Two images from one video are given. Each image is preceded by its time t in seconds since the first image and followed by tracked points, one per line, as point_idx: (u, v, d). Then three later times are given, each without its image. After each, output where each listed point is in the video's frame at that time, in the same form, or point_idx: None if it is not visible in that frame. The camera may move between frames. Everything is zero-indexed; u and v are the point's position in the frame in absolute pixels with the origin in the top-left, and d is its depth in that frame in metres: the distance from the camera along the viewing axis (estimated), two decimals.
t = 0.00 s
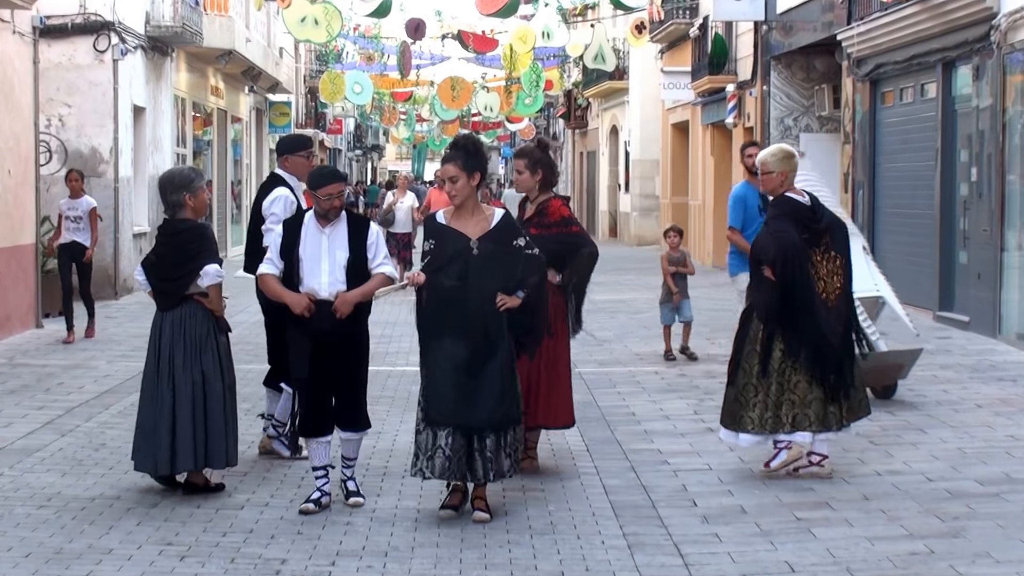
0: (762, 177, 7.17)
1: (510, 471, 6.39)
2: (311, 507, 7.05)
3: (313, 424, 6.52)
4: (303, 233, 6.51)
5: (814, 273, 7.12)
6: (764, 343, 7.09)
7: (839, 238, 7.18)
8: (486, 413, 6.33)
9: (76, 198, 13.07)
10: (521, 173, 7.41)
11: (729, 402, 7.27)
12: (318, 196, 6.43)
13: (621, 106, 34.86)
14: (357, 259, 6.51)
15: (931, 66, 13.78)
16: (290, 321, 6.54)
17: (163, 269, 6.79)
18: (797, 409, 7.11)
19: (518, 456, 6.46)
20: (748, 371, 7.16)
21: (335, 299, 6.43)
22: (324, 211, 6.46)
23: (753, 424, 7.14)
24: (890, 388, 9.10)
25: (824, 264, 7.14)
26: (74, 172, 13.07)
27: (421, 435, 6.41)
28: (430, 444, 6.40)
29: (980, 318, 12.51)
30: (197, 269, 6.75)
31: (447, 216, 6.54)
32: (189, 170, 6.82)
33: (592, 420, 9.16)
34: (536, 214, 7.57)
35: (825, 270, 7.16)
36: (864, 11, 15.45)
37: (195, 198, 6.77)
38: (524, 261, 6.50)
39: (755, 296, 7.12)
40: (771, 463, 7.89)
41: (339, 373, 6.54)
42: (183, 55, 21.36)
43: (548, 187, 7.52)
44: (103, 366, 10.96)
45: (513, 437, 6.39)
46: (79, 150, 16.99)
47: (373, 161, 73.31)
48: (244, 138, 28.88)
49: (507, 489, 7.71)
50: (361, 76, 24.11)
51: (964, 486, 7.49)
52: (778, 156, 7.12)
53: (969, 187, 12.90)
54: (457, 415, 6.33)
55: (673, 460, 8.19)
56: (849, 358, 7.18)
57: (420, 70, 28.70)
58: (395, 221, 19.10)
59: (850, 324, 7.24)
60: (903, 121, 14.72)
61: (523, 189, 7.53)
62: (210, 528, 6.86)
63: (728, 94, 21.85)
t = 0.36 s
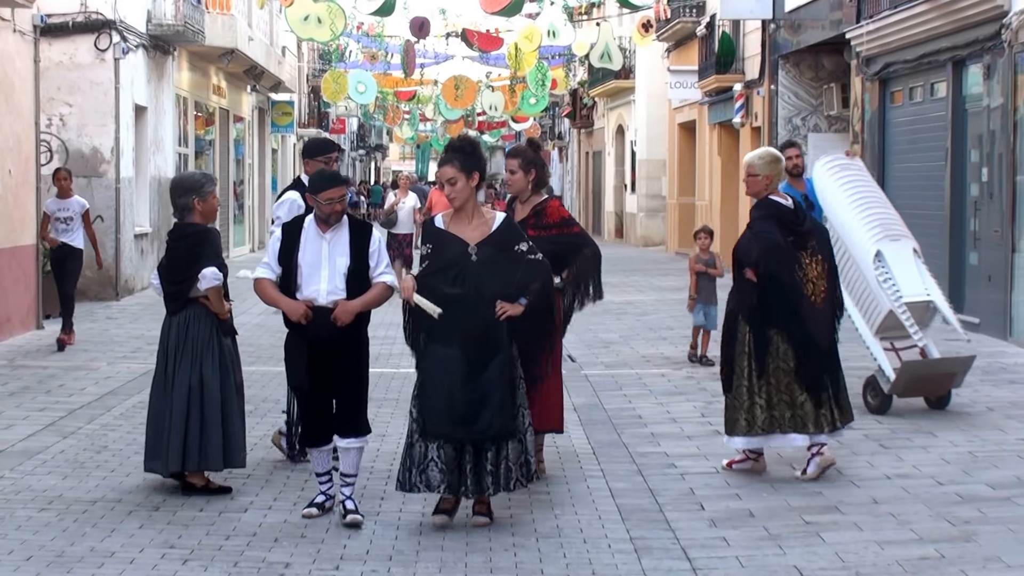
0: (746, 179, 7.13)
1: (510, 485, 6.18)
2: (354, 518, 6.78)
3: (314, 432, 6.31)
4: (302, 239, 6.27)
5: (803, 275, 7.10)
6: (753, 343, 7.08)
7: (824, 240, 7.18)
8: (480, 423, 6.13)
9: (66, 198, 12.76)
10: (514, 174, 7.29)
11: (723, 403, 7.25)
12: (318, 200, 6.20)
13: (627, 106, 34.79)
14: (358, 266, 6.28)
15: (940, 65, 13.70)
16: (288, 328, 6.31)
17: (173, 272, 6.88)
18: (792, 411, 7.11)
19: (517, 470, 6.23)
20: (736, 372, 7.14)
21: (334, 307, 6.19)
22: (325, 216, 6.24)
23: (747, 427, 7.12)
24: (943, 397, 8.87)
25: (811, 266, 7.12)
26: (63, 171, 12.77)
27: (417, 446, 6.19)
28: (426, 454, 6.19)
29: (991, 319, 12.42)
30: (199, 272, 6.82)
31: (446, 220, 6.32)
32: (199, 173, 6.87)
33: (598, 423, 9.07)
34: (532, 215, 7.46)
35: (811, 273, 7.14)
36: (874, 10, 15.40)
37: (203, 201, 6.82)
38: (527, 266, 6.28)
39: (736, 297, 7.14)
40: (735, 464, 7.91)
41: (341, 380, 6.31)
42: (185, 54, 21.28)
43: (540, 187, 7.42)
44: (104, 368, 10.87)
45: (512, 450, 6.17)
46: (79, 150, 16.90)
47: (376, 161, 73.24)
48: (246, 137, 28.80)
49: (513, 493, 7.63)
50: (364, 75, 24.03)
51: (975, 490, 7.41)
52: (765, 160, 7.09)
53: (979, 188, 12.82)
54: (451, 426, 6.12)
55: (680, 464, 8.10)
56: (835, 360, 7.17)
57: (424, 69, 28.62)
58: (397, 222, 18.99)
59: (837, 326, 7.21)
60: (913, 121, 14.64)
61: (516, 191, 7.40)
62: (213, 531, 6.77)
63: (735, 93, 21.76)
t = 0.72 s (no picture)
0: (733, 175, 7.16)
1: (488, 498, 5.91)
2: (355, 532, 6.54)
3: (308, 441, 6.14)
4: (314, 239, 6.07)
5: (780, 272, 7.08)
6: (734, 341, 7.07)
7: (807, 236, 7.14)
8: (455, 436, 5.85)
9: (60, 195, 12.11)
10: (503, 172, 7.18)
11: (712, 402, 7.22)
12: (329, 198, 5.98)
13: (633, 105, 34.73)
14: (372, 268, 6.04)
15: (950, 64, 13.65)
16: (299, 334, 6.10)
17: (179, 269, 6.81)
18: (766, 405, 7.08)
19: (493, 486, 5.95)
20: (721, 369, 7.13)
21: (347, 310, 5.96)
22: (338, 216, 6.01)
23: (724, 423, 7.07)
24: (999, 407, 8.59)
25: (790, 263, 7.09)
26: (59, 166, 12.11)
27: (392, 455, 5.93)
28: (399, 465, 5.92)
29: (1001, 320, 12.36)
30: (202, 270, 6.74)
31: (428, 223, 6.05)
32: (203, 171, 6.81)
33: (605, 425, 9.01)
34: (526, 215, 7.31)
35: (792, 270, 7.11)
36: (883, 8, 15.34)
37: (209, 199, 6.79)
38: (512, 273, 6.01)
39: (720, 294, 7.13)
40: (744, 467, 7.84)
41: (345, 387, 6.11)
42: (188, 53, 21.22)
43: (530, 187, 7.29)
44: (107, 368, 10.81)
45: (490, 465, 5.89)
46: (82, 149, 16.84)
47: (381, 161, 73.22)
48: (250, 137, 28.77)
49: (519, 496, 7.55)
50: (369, 74, 23.97)
51: (985, 493, 7.34)
52: (754, 157, 7.11)
53: (990, 188, 12.76)
54: (425, 437, 5.85)
55: (689, 467, 8.03)
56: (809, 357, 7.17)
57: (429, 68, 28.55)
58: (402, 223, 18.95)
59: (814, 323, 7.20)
60: (922, 120, 14.58)
61: (507, 190, 7.28)
62: (218, 533, 6.70)
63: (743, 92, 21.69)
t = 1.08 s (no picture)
0: (723, 177, 7.12)
1: (467, 505, 5.52)
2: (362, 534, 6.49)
3: (309, 445, 5.93)
4: (312, 241, 5.91)
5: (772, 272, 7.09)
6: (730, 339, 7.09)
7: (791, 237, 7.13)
8: (437, 435, 5.52)
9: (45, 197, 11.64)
10: (485, 170, 6.92)
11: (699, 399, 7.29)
12: (325, 197, 5.80)
13: (642, 104, 34.63)
14: (368, 270, 5.86)
15: (961, 62, 13.62)
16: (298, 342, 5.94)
17: (187, 264, 6.91)
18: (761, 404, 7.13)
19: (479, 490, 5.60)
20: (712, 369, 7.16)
21: (341, 313, 5.78)
22: (335, 215, 5.84)
23: (724, 424, 7.14)
24: None
25: (779, 264, 7.10)
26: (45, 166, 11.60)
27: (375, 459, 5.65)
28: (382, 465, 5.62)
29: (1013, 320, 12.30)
30: (220, 266, 6.88)
31: (418, 219, 5.76)
32: (216, 166, 6.84)
33: (614, 426, 8.96)
34: (512, 215, 7.00)
35: (779, 269, 7.12)
36: (894, 7, 15.29)
37: (219, 194, 6.81)
38: (505, 267, 5.67)
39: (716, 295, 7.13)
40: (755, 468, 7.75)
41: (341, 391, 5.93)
42: (194, 51, 21.18)
43: (512, 189, 7.03)
44: (112, 369, 10.76)
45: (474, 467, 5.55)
46: (86, 148, 16.78)
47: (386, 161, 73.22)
48: (256, 136, 28.75)
49: (527, 497, 7.48)
50: (374, 73, 23.93)
51: (997, 496, 7.25)
52: (743, 161, 7.07)
53: (1002, 187, 12.71)
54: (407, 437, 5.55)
55: (699, 469, 7.96)
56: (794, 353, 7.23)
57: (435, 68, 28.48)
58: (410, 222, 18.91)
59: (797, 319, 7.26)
60: (933, 118, 14.54)
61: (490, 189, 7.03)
62: (224, 535, 6.65)
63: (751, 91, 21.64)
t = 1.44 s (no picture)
0: (713, 177, 7.21)
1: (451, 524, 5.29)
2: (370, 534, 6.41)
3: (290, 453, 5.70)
4: (287, 243, 5.66)
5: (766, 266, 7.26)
6: (733, 331, 7.17)
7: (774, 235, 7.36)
8: (423, 454, 5.32)
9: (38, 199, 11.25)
10: (486, 167, 6.83)
11: (689, 397, 7.25)
12: (305, 198, 5.58)
13: (650, 102, 34.59)
14: (344, 275, 5.60)
15: (973, 60, 13.60)
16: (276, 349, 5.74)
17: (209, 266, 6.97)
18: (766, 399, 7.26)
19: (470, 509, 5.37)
20: (712, 364, 7.19)
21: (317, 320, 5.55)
22: (311, 216, 5.60)
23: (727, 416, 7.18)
24: None
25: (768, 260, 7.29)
26: (36, 165, 11.20)
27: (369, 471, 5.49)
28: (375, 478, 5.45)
29: None
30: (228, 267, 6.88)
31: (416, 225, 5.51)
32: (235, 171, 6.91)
33: (622, 427, 8.92)
34: (508, 214, 6.88)
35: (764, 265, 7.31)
36: (904, 5, 15.24)
37: (240, 197, 6.84)
38: (499, 278, 5.35)
39: (711, 291, 7.19)
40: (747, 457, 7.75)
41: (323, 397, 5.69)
42: (200, 50, 21.15)
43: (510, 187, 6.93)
44: (117, 369, 10.71)
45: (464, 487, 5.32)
46: (92, 147, 16.74)
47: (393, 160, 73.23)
48: (262, 135, 28.74)
49: (534, 498, 7.43)
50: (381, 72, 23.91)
51: (1008, 497, 7.18)
52: (734, 158, 7.19)
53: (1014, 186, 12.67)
54: (395, 454, 5.36)
55: (708, 470, 7.91)
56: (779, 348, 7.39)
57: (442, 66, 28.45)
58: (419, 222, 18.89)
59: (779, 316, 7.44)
60: (943, 117, 14.50)
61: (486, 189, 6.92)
62: (231, 535, 6.61)
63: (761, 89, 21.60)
